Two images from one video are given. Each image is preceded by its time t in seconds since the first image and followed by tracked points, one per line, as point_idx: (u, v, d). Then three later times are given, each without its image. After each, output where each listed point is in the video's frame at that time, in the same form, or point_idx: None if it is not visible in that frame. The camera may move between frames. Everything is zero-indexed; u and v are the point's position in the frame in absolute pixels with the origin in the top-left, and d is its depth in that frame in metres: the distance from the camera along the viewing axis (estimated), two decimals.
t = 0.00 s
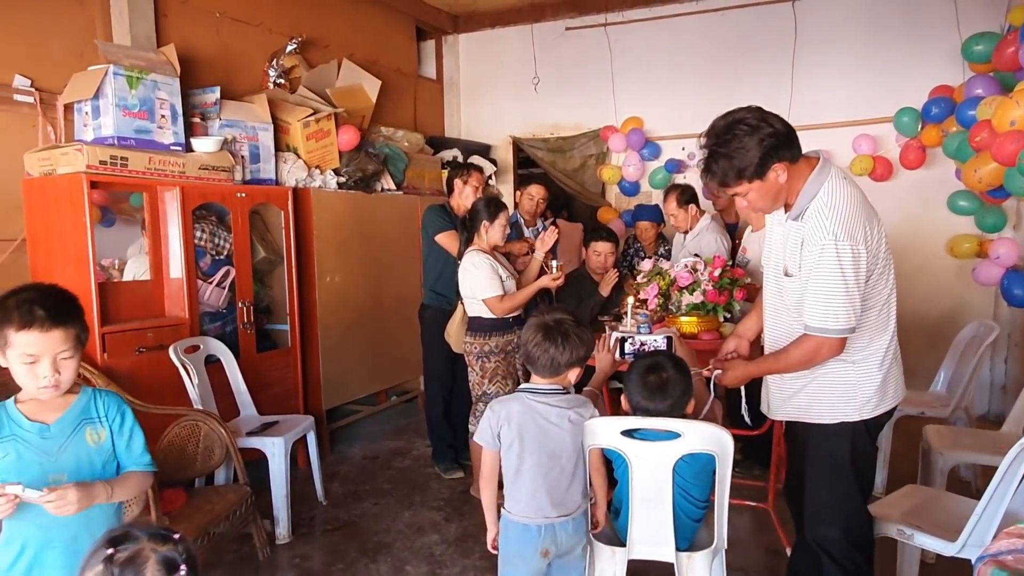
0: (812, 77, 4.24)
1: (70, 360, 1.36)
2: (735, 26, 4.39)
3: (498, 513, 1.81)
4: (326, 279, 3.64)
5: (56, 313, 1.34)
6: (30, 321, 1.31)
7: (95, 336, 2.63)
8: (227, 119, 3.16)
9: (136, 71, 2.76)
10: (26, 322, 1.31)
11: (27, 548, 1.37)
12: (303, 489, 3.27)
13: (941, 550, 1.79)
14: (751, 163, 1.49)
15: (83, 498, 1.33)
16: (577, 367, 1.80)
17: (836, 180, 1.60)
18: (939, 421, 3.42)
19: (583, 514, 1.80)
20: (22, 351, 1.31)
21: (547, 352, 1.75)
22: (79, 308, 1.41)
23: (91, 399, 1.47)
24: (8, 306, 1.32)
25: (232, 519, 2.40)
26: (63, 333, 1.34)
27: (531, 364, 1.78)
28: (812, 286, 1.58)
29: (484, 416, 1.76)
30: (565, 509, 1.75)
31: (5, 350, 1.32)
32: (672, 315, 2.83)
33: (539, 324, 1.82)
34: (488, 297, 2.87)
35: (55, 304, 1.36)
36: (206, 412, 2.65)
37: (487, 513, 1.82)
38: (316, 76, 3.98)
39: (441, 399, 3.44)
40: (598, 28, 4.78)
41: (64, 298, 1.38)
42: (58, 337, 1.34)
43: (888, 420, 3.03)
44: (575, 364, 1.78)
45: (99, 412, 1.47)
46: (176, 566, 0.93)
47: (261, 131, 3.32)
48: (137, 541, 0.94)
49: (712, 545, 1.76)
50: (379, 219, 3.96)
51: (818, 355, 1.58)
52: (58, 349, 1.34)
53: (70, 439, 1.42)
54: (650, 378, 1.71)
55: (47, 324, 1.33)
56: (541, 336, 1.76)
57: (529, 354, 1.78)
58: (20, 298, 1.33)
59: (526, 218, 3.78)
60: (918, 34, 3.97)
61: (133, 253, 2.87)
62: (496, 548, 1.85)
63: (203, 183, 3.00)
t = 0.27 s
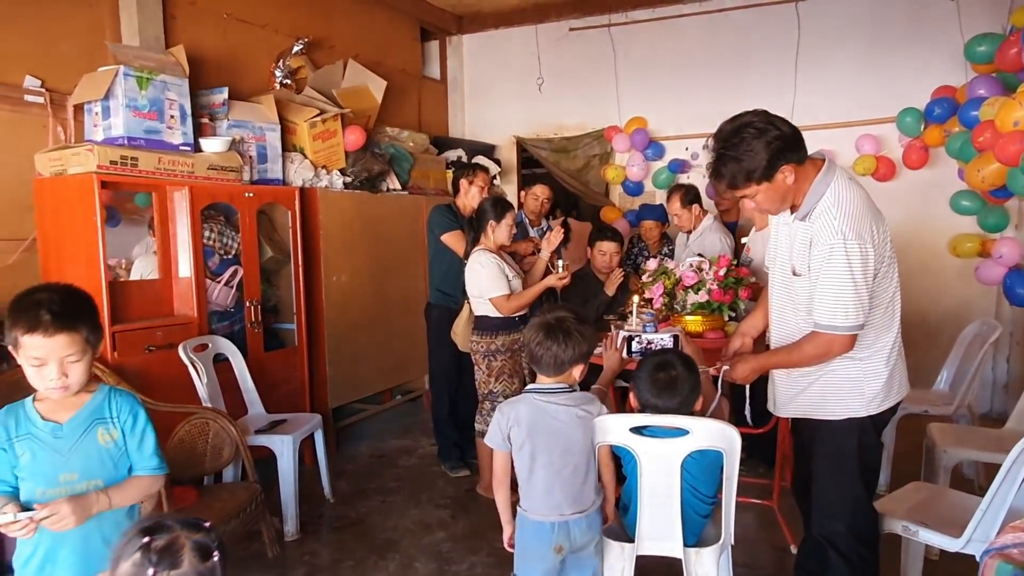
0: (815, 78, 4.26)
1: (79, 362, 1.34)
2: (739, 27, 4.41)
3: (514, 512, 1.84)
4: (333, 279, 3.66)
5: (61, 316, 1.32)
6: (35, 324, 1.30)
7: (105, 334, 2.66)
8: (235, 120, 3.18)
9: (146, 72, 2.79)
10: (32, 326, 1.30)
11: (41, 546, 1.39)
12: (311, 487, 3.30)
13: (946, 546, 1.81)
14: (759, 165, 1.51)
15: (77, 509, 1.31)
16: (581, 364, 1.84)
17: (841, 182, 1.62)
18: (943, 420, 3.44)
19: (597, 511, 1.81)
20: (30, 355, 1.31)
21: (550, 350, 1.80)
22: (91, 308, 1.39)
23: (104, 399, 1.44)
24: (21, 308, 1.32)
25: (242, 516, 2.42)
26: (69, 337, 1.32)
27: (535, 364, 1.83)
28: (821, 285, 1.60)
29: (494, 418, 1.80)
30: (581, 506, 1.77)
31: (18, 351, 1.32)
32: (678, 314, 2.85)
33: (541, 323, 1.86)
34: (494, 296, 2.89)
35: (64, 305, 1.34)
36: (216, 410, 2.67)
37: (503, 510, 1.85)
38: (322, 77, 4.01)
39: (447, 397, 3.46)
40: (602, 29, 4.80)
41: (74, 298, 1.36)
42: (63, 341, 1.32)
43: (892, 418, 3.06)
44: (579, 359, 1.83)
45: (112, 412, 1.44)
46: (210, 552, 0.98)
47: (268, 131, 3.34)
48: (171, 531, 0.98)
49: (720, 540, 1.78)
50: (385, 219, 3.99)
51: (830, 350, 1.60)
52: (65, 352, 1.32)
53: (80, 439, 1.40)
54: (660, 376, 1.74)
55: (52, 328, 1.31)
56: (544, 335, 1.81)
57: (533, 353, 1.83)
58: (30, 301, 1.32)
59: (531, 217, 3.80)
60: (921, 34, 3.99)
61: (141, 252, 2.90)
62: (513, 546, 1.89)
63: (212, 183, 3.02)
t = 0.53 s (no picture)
0: (818, 77, 4.27)
1: (94, 357, 1.36)
2: (742, 26, 4.42)
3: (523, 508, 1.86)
4: (337, 276, 3.68)
5: (77, 311, 1.33)
6: (51, 321, 1.31)
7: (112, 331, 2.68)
8: (241, 118, 3.20)
9: (153, 70, 2.81)
10: (48, 323, 1.31)
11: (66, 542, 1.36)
12: (316, 483, 3.33)
13: (948, 542, 1.83)
14: (769, 164, 1.53)
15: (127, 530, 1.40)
16: (585, 360, 1.86)
17: (848, 180, 1.64)
18: (945, 417, 3.46)
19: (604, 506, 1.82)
20: (46, 351, 1.32)
21: (553, 347, 1.81)
22: (100, 302, 1.40)
23: (117, 392, 1.45)
24: (29, 305, 1.32)
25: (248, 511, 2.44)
26: (84, 331, 1.34)
27: (539, 361, 1.85)
28: (828, 281, 1.62)
29: (501, 417, 1.81)
30: (590, 501, 1.79)
31: (31, 348, 1.33)
32: (681, 312, 2.87)
33: (543, 321, 1.89)
34: (499, 293, 2.92)
35: (75, 300, 1.35)
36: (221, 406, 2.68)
37: (512, 507, 1.87)
38: (326, 75, 3.99)
39: (451, 394, 3.48)
40: (605, 27, 4.81)
41: (84, 293, 1.37)
42: (79, 335, 1.33)
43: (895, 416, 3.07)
44: (582, 355, 1.84)
45: (129, 405, 1.46)
46: (232, 535, 1.16)
47: (273, 129, 3.36)
48: (197, 515, 1.17)
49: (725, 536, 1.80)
50: (390, 217, 4.00)
51: (837, 346, 1.61)
52: (81, 347, 1.34)
53: (99, 433, 1.41)
54: (667, 371, 1.76)
55: (68, 324, 1.32)
56: (546, 332, 1.84)
57: (536, 351, 1.85)
58: (40, 297, 1.33)
59: (535, 216, 3.82)
60: (923, 34, 4.00)
61: (145, 249, 2.93)
62: (523, 543, 1.91)
63: (218, 180, 3.04)
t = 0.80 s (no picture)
0: (824, 74, 4.28)
1: (113, 351, 1.36)
2: (747, 23, 4.42)
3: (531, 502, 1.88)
4: (343, 273, 3.70)
5: (92, 305, 1.34)
6: (68, 316, 1.31)
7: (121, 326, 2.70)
8: (248, 114, 3.20)
9: (161, 66, 2.82)
10: (65, 317, 1.31)
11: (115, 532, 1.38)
12: (322, 479, 3.36)
13: (954, 536, 1.84)
14: (781, 161, 1.54)
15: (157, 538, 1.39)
16: (591, 353, 1.88)
17: (858, 177, 1.65)
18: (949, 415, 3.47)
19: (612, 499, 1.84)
20: (64, 347, 1.31)
21: (560, 339, 1.85)
22: (113, 295, 1.40)
23: (142, 381, 1.48)
24: (46, 302, 1.33)
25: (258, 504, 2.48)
26: (101, 325, 1.34)
27: (546, 353, 1.88)
28: (838, 278, 1.63)
29: (509, 412, 1.84)
30: (597, 494, 1.80)
31: (48, 345, 1.33)
32: (686, 309, 2.88)
33: (551, 314, 1.92)
34: (505, 290, 2.93)
35: (89, 294, 1.35)
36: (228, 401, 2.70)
37: (518, 503, 1.88)
38: (334, 71, 3.98)
39: (457, 390, 3.49)
40: (610, 24, 4.82)
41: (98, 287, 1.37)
42: (96, 329, 1.33)
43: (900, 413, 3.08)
44: (589, 348, 1.87)
45: (154, 393, 1.48)
46: (245, 519, 1.18)
47: (280, 125, 3.37)
48: (212, 498, 1.18)
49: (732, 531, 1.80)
50: (396, 214, 4.02)
51: (845, 342, 1.63)
52: (98, 341, 1.34)
53: (134, 423, 1.42)
54: (674, 366, 1.80)
55: (84, 318, 1.32)
56: (553, 325, 1.87)
57: (544, 344, 1.88)
58: (55, 293, 1.33)
59: (540, 213, 3.83)
60: (929, 31, 4.00)
61: (153, 245, 2.94)
62: (529, 539, 1.92)
63: (226, 177, 3.06)
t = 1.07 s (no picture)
0: (837, 69, 4.26)
1: (150, 353, 1.39)
2: (760, 19, 4.41)
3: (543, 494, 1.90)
4: (356, 269, 3.72)
5: (128, 308, 1.36)
6: (107, 321, 1.33)
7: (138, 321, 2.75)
8: (262, 111, 3.24)
9: (177, 63, 2.85)
10: (103, 322, 1.33)
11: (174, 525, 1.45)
12: (336, 474, 3.40)
13: (967, 532, 1.84)
14: (804, 159, 1.54)
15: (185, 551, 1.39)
16: (604, 344, 1.89)
17: (878, 174, 1.65)
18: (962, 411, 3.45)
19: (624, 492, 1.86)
20: (102, 353, 1.34)
21: (574, 331, 1.87)
22: (144, 296, 1.42)
23: (171, 379, 1.54)
24: (81, 308, 1.33)
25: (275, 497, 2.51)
26: (138, 329, 1.37)
27: (559, 345, 1.90)
28: (856, 275, 1.63)
29: (523, 404, 1.86)
30: (609, 488, 1.82)
31: (85, 350, 1.35)
32: (699, 305, 2.89)
33: (562, 306, 1.94)
34: (518, 285, 2.95)
35: (123, 298, 1.37)
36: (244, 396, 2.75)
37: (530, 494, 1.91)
38: (346, 68, 4.04)
39: (469, 386, 3.52)
40: (622, 20, 4.81)
41: (129, 289, 1.39)
42: (135, 333, 1.36)
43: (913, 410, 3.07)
44: (601, 339, 1.88)
45: (181, 390, 1.54)
46: (267, 510, 1.19)
47: (294, 122, 3.40)
48: (235, 488, 1.19)
49: (745, 525, 1.81)
50: (408, 210, 4.03)
51: (860, 338, 1.64)
52: (136, 345, 1.37)
53: (177, 421, 1.48)
54: (689, 360, 1.81)
55: (121, 321, 1.35)
56: (565, 318, 1.89)
57: (557, 336, 1.90)
58: (88, 297, 1.35)
59: (551, 209, 3.85)
60: (944, 25, 3.97)
61: (168, 241, 2.97)
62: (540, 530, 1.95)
63: (240, 173, 3.08)
